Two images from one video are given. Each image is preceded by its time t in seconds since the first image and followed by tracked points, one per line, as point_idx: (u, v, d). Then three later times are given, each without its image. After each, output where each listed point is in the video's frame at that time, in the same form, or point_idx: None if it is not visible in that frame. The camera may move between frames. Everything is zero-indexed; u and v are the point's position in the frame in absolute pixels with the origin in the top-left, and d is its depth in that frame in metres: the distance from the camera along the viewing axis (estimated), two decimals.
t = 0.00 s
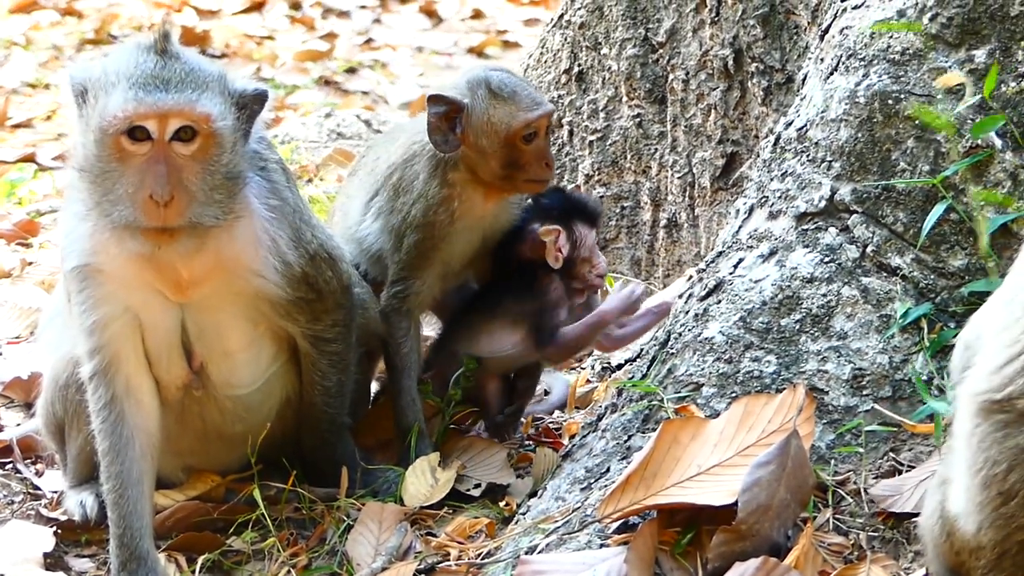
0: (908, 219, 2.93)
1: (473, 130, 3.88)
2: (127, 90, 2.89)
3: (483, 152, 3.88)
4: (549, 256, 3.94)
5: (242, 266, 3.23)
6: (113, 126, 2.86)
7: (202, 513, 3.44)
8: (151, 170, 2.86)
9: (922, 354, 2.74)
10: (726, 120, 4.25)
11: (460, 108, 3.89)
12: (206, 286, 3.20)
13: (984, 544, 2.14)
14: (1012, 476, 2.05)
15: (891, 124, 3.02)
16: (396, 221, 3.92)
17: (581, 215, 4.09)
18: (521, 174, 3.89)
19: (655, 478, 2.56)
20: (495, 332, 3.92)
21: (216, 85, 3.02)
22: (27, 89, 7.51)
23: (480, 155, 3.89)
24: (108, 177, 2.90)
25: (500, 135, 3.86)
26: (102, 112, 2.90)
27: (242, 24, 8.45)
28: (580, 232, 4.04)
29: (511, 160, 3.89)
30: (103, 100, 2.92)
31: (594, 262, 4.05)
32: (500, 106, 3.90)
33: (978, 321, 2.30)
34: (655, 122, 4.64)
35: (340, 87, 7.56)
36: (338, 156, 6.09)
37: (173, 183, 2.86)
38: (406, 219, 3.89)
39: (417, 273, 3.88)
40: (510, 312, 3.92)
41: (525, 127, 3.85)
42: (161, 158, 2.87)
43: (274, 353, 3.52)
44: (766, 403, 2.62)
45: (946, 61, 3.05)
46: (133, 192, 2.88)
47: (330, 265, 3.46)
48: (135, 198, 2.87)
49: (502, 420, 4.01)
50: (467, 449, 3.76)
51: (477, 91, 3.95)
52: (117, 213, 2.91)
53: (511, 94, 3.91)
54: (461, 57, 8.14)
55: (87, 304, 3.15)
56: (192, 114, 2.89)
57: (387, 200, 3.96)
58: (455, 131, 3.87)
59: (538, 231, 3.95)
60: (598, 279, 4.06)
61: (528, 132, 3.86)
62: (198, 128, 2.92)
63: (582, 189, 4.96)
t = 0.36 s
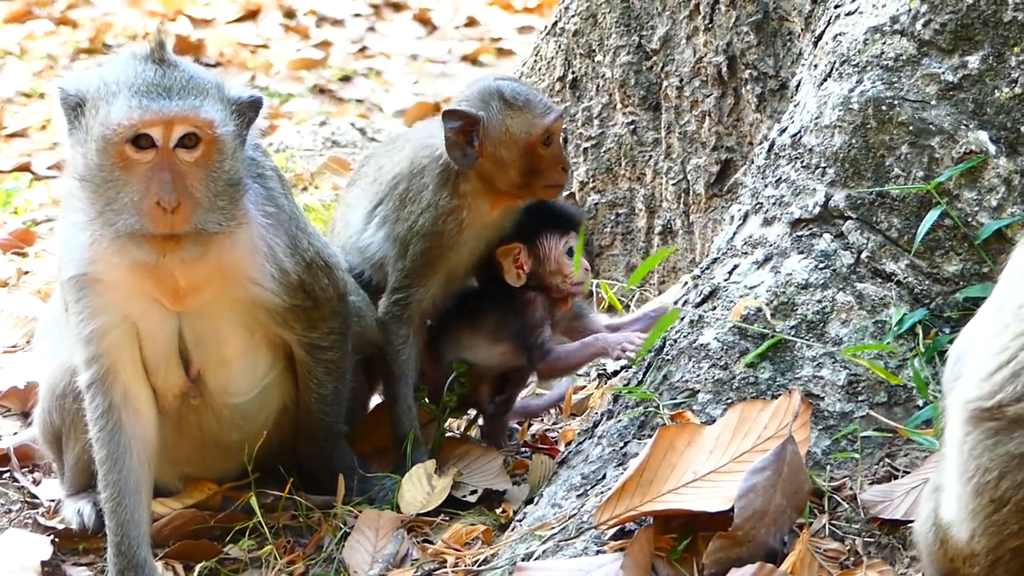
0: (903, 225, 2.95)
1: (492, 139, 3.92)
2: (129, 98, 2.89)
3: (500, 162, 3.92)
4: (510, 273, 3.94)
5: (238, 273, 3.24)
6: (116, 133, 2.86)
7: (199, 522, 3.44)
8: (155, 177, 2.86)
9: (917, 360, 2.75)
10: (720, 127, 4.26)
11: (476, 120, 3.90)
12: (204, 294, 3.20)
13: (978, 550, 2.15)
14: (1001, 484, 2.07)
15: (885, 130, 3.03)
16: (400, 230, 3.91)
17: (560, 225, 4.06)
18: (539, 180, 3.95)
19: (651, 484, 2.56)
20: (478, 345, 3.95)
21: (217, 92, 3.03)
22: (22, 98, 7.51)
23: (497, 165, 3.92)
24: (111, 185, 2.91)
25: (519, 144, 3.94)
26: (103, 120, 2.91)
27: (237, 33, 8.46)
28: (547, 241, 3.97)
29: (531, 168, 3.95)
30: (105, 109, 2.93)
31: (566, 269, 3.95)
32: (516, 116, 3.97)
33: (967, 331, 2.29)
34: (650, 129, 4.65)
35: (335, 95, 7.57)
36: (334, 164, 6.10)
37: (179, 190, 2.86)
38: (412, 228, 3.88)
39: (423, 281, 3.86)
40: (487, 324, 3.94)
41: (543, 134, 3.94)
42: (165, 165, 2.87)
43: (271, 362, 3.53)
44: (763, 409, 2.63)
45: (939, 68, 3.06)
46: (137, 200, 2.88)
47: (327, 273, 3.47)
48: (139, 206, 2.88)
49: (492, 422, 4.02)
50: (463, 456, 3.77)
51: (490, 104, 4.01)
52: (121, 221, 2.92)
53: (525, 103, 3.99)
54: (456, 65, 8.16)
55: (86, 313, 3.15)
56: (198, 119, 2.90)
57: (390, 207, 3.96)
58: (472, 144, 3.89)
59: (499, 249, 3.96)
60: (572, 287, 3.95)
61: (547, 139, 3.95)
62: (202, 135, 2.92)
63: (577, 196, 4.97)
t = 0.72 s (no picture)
0: (900, 232, 2.94)
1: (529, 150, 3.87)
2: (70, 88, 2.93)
3: (545, 174, 3.90)
4: (556, 265, 4.02)
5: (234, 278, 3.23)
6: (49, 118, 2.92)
7: (196, 529, 3.44)
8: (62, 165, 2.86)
9: (915, 366, 2.75)
10: (718, 134, 4.26)
11: (512, 146, 3.84)
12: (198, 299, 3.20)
13: (978, 559, 2.15)
14: (1003, 490, 2.06)
15: (884, 138, 3.04)
16: (418, 256, 3.79)
17: (587, 219, 4.15)
18: (578, 180, 3.96)
19: (649, 491, 2.56)
20: (513, 347, 4.03)
21: (158, 96, 2.98)
22: (20, 104, 7.50)
23: (543, 179, 3.90)
24: (47, 170, 2.96)
25: (559, 151, 3.90)
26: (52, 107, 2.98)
27: (236, 39, 8.46)
28: (585, 235, 4.09)
29: (569, 171, 3.94)
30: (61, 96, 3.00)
31: (603, 265, 4.11)
32: (544, 127, 3.91)
33: (967, 341, 2.29)
34: (648, 136, 4.65)
35: (333, 102, 7.58)
36: (332, 171, 6.10)
37: (71, 180, 2.85)
38: (443, 254, 3.79)
39: (443, 297, 3.82)
40: (524, 327, 4.02)
41: (574, 132, 3.93)
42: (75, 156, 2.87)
43: (271, 368, 3.52)
44: (761, 417, 2.62)
45: (937, 75, 3.07)
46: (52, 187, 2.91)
47: (324, 278, 3.41)
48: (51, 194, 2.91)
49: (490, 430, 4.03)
50: (460, 463, 3.76)
51: (516, 123, 3.91)
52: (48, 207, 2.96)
53: (547, 111, 3.95)
54: (454, 71, 8.18)
55: (83, 319, 3.15)
56: (103, 117, 2.87)
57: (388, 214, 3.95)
58: (518, 169, 3.85)
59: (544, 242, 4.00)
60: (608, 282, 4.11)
61: (577, 136, 3.94)
62: (110, 134, 2.88)
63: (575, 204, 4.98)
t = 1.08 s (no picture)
0: (899, 240, 2.94)
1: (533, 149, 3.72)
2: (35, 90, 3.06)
3: (546, 172, 3.75)
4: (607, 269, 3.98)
5: (224, 282, 3.23)
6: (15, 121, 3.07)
7: (193, 534, 3.43)
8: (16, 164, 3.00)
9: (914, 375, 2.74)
10: (717, 141, 4.25)
11: (514, 142, 3.70)
12: (187, 303, 3.21)
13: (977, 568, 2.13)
14: (1001, 497, 2.06)
15: (883, 145, 3.03)
16: (417, 262, 3.78)
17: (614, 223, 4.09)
18: (573, 182, 3.81)
19: (647, 499, 2.55)
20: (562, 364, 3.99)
21: (100, 97, 2.99)
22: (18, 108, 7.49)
23: (542, 177, 3.75)
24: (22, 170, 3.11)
25: (560, 151, 3.75)
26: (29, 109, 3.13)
27: (235, 44, 8.47)
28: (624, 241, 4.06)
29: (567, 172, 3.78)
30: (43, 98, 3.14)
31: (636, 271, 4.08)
32: (545, 123, 3.75)
33: (968, 350, 2.30)
34: (646, 143, 4.65)
35: (331, 107, 7.58)
36: (329, 176, 6.09)
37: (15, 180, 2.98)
38: (442, 259, 3.75)
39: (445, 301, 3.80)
40: (568, 343, 3.97)
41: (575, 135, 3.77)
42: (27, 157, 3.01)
43: (267, 374, 3.51)
44: (757, 425, 2.62)
45: (937, 83, 3.06)
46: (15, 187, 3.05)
47: (311, 280, 3.38)
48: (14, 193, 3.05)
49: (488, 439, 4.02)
50: (457, 471, 3.75)
51: (517, 117, 3.76)
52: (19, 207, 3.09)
53: (548, 109, 3.79)
54: (453, 77, 8.18)
55: (74, 325, 3.17)
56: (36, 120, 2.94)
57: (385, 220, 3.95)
58: (519, 167, 3.71)
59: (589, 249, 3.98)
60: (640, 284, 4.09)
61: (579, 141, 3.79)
62: (48, 135, 2.96)
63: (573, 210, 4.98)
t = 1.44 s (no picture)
0: (901, 242, 2.92)
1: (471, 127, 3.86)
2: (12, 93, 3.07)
3: (477, 152, 3.88)
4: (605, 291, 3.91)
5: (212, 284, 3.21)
6: None
7: (190, 538, 3.42)
8: None
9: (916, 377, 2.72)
10: (717, 142, 4.23)
11: (453, 108, 3.87)
12: (177, 305, 3.20)
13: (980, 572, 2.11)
14: (1003, 502, 2.04)
15: (884, 147, 3.02)
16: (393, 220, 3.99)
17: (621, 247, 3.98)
18: (514, 177, 3.86)
19: (646, 503, 2.53)
20: (565, 387, 4.06)
21: (67, 99, 2.99)
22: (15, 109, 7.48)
23: (474, 154, 3.88)
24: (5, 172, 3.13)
25: (498, 136, 3.83)
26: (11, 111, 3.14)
27: (232, 45, 8.45)
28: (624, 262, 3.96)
29: (505, 163, 3.86)
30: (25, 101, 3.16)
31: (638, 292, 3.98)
32: (499, 104, 3.86)
33: (971, 350, 2.27)
34: (646, 144, 4.63)
35: (329, 108, 7.56)
36: (327, 177, 6.07)
37: None
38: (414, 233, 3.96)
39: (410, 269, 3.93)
40: (571, 366, 4.03)
41: (523, 131, 3.81)
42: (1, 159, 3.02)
43: (261, 376, 3.50)
44: (758, 428, 2.60)
45: (939, 84, 3.04)
46: None
47: (299, 279, 3.37)
48: None
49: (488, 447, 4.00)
50: (454, 470, 3.73)
51: (474, 90, 3.92)
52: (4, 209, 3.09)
53: (509, 97, 3.87)
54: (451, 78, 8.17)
55: (64, 327, 3.16)
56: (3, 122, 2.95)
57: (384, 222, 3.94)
58: (447, 132, 3.86)
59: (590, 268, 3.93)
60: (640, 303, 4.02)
61: (526, 136, 3.82)
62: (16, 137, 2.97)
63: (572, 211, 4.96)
